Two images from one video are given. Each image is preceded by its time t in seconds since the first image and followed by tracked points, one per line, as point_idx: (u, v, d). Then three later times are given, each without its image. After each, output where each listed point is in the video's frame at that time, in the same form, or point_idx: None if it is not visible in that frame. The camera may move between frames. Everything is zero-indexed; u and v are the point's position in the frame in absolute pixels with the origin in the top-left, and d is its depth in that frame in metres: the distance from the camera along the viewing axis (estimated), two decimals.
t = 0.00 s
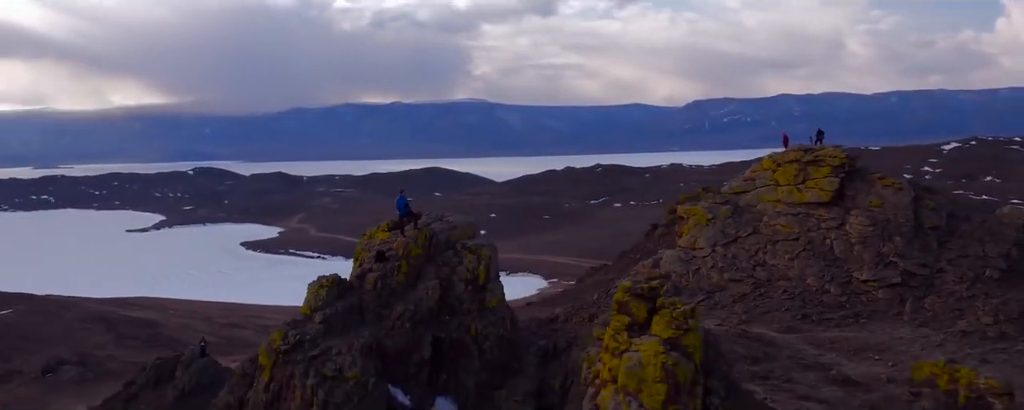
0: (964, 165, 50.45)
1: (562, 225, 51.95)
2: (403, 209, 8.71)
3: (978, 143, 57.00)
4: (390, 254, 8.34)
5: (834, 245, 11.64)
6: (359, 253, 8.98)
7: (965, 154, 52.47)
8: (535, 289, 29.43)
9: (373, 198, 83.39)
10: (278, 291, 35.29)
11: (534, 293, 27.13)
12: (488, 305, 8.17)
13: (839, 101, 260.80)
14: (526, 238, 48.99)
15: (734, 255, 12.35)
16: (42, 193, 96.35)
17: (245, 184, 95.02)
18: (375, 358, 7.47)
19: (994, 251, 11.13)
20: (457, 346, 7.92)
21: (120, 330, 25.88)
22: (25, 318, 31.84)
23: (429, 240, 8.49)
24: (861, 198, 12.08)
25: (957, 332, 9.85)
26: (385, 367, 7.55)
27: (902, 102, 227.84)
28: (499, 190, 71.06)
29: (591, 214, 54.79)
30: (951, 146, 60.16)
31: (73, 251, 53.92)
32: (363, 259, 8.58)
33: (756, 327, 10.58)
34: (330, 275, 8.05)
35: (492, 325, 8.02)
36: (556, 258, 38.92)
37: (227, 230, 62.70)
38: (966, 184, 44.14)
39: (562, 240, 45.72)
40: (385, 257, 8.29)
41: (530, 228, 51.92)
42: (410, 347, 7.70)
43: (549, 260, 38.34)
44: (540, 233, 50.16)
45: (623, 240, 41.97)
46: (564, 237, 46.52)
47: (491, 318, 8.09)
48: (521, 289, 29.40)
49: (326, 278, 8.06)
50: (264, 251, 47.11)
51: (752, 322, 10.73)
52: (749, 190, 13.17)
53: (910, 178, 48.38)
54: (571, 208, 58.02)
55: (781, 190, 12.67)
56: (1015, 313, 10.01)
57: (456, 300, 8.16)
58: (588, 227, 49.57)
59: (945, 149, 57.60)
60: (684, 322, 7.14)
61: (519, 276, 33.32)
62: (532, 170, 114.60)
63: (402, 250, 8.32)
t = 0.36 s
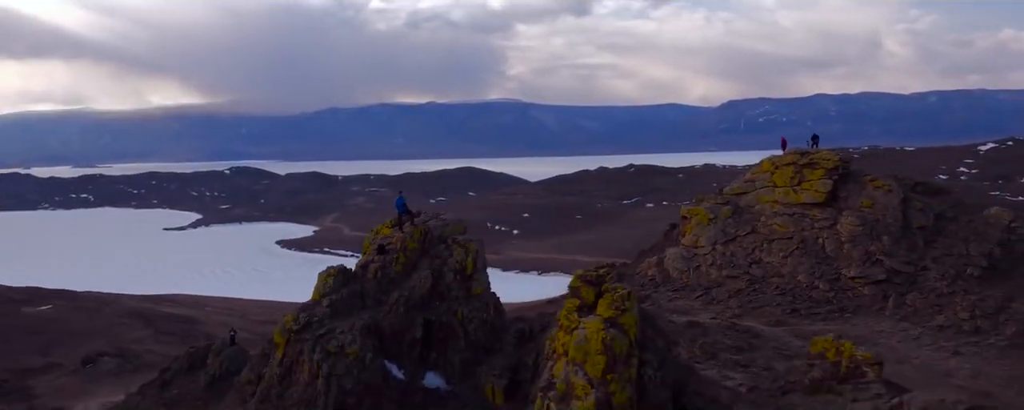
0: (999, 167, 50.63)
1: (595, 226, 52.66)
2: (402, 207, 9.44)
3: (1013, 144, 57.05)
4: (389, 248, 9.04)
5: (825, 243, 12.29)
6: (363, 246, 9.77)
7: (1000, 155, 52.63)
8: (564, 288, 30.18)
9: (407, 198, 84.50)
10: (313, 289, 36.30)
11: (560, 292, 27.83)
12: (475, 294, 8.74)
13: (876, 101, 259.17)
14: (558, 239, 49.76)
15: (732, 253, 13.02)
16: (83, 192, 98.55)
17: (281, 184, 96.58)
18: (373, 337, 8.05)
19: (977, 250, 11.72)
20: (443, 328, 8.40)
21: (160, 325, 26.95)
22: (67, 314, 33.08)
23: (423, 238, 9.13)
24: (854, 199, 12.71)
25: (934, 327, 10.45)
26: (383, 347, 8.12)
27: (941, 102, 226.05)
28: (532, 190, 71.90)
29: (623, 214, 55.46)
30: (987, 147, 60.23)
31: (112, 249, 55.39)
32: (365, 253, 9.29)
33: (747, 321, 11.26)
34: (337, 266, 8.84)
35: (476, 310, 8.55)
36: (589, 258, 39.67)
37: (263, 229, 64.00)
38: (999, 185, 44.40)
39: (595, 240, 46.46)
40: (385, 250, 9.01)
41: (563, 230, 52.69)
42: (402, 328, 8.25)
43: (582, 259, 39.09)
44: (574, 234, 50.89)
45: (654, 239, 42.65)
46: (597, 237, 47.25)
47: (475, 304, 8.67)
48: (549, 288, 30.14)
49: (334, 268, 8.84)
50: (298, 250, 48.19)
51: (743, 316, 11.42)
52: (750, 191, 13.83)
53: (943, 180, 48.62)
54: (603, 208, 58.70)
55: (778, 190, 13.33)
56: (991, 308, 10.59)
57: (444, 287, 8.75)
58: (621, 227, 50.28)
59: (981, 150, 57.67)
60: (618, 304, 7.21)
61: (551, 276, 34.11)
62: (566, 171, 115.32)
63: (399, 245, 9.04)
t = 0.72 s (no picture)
0: None
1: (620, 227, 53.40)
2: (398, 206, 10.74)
3: None
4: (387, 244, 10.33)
5: (812, 241, 12.96)
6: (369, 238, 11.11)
7: None
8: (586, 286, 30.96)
9: (433, 197, 85.66)
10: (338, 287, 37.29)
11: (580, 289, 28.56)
12: (464, 283, 9.96)
13: (905, 102, 258.14)
14: (583, 238, 50.67)
15: (726, 251, 13.73)
16: (113, 191, 100.41)
17: (308, 184, 98.00)
18: (370, 320, 9.39)
19: (954, 248, 12.34)
20: (434, 313, 9.71)
21: (190, 322, 28.00)
22: (98, 310, 34.33)
23: (417, 236, 10.33)
24: (841, 200, 13.38)
25: (909, 320, 11.10)
26: (380, 328, 9.45)
27: (973, 102, 224.63)
28: (559, 190, 72.85)
29: (648, 214, 56.18)
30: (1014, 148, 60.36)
31: (142, 248, 56.76)
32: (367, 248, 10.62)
33: (735, 314, 11.97)
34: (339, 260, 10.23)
35: (464, 296, 9.82)
36: (614, 257, 40.46)
37: (291, 228, 65.19)
38: None
39: (620, 239, 47.21)
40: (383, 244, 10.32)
41: (589, 231, 53.46)
42: (397, 313, 9.58)
43: (607, 259, 39.88)
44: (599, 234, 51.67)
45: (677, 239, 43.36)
46: (622, 237, 48.01)
47: (463, 292, 9.91)
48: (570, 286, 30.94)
49: (333, 262, 10.21)
50: (325, 248, 49.29)
51: (732, 310, 12.11)
52: (743, 192, 14.55)
53: (969, 180, 48.98)
54: (628, 208, 59.43)
55: (770, 191, 14.03)
56: (964, 304, 11.18)
57: (436, 278, 10.00)
58: (646, 227, 51.00)
59: (1008, 152, 57.86)
60: (577, 291, 8.08)
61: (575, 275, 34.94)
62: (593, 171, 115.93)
63: (398, 239, 10.31)
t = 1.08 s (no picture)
0: None
1: (641, 228, 54.21)
2: (397, 205, 12.07)
3: None
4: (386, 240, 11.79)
5: (799, 240, 13.66)
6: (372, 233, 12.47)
7: None
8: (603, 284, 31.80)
9: (456, 197, 86.70)
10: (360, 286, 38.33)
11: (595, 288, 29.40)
12: (455, 275, 11.35)
13: (930, 102, 257.33)
14: (604, 238, 51.55)
15: (718, 249, 14.44)
16: (139, 190, 101.90)
17: (331, 184, 99.22)
18: (371, 308, 10.84)
19: (933, 247, 12.98)
20: (426, 301, 11.17)
21: (216, 319, 29.03)
22: (124, 307, 35.42)
23: (413, 233, 11.72)
24: (828, 201, 14.06)
25: (883, 314, 11.79)
26: (378, 315, 10.91)
27: (1000, 103, 223.41)
28: (582, 190, 73.74)
29: (668, 215, 56.94)
30: None
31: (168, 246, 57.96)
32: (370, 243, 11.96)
33: (722, 308, 12.70)
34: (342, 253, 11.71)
35: (453, 287, 11.24)
36: (634, 257, 41.31)
37: (315, 227, 66.35)
38: None
39: (641, 240, 48.03)
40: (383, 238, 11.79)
41: (610, 232, 54.27)
42: (394, 301, 11.02)
43: (627, 259, 40.71)
44: (620, 235, 52.51)
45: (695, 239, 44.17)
46: (643, 237, 48.83)
47: (453, 283, 11.32)
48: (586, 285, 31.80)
49: (338, 257, 11.53)
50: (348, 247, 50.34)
51: (720, 305, 12.84)
52: (737, 193, 15.27)
53: (991, 185, 49.43)
54: (649, 208, 60.21)
55: (761, 192, 14.73)
56: (936, 300, 11.82)
57: (429, 271, 11.39)
58: (666, 228, 51.77)
59: None
60: (543, 282, 9.85)
61: (595, 275, 35.84)
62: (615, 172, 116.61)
63: (396, 237, 11.71)
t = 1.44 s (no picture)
0: None
1: (659, 228, 55.00)
2: (397, 204, 12.76)
3: None
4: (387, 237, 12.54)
5: (785, 239, 14.38)
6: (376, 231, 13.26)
7: None
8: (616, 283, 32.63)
9: (476, 197, 87.77)
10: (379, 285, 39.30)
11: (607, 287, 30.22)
12: (449, 268, 12.06)
13: (953, 103, 256.75)
14: (622, 238, 52.37)
15: (710, 247, 15.18)
16: (162, 190, 103.46)
17: (352, 183, 100.48)
18: (371, 298, 11.62)
19: (912, 246, 13.64)
20: (423, 292, 11.85)
21: (238, 316, 30.00)
22: (148, 304, 36.47)
23: (412, 231, 12.44)
24: (814, 202, 14.77)
25: (859, 309, 12.47)
26: (379, 305, 11.73)
27: None
28: (601, 189, 74.66)
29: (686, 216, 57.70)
30: None
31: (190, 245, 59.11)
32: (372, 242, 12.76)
33: (710, 303, 13.42)
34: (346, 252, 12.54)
35: (446, 279, 11.90)
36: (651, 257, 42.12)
37: (335, 227, 67.46)
38: None
39: (659, 241, 48.82)
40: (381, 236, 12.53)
41: (630, 232, 55.09)
42: (392, 292, 11.81)
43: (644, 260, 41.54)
44: (639, 235, 53.30)
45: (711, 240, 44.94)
46: (661, 237, 49.62)
47: (447, 276, 12.00)
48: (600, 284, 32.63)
49: (344, 251, 12.56)
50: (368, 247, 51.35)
51: (708, 300, 13.59)
52: (729, 194, 16.01)
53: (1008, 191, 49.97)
54: (667, 209, 61.00)
55: (752, 194, 15.46)
56: (911, 295, 12.48)
57: (425, 264, 12.10)
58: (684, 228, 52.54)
59: None
60: (520, 273, 10.58)
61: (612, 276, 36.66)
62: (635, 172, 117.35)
63: (396, 233, 12.45)
